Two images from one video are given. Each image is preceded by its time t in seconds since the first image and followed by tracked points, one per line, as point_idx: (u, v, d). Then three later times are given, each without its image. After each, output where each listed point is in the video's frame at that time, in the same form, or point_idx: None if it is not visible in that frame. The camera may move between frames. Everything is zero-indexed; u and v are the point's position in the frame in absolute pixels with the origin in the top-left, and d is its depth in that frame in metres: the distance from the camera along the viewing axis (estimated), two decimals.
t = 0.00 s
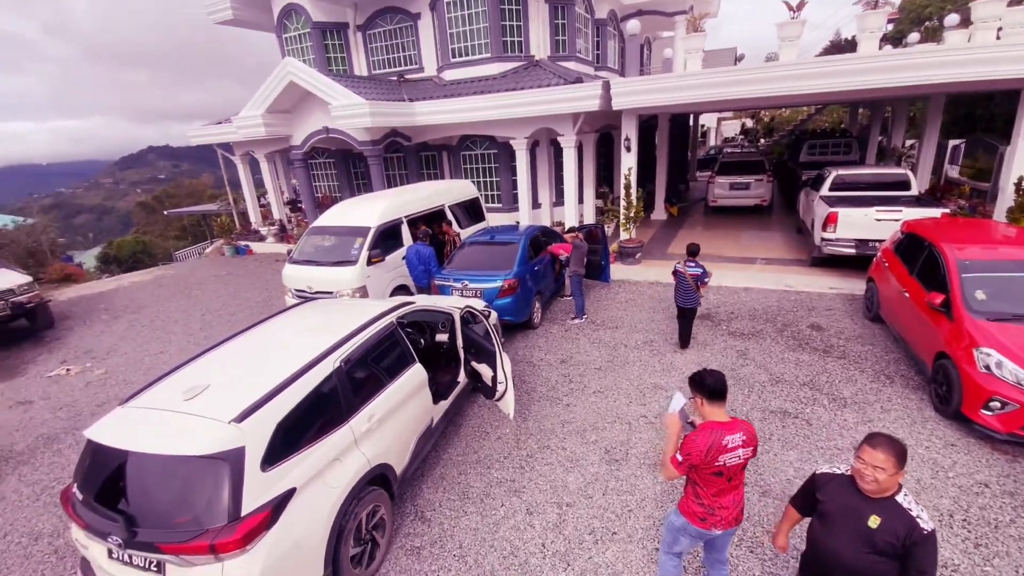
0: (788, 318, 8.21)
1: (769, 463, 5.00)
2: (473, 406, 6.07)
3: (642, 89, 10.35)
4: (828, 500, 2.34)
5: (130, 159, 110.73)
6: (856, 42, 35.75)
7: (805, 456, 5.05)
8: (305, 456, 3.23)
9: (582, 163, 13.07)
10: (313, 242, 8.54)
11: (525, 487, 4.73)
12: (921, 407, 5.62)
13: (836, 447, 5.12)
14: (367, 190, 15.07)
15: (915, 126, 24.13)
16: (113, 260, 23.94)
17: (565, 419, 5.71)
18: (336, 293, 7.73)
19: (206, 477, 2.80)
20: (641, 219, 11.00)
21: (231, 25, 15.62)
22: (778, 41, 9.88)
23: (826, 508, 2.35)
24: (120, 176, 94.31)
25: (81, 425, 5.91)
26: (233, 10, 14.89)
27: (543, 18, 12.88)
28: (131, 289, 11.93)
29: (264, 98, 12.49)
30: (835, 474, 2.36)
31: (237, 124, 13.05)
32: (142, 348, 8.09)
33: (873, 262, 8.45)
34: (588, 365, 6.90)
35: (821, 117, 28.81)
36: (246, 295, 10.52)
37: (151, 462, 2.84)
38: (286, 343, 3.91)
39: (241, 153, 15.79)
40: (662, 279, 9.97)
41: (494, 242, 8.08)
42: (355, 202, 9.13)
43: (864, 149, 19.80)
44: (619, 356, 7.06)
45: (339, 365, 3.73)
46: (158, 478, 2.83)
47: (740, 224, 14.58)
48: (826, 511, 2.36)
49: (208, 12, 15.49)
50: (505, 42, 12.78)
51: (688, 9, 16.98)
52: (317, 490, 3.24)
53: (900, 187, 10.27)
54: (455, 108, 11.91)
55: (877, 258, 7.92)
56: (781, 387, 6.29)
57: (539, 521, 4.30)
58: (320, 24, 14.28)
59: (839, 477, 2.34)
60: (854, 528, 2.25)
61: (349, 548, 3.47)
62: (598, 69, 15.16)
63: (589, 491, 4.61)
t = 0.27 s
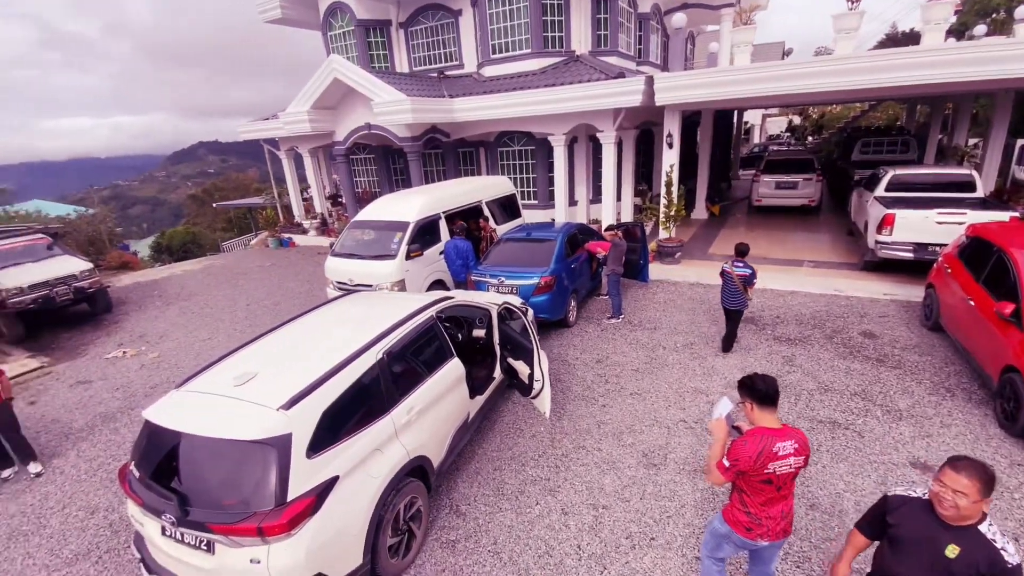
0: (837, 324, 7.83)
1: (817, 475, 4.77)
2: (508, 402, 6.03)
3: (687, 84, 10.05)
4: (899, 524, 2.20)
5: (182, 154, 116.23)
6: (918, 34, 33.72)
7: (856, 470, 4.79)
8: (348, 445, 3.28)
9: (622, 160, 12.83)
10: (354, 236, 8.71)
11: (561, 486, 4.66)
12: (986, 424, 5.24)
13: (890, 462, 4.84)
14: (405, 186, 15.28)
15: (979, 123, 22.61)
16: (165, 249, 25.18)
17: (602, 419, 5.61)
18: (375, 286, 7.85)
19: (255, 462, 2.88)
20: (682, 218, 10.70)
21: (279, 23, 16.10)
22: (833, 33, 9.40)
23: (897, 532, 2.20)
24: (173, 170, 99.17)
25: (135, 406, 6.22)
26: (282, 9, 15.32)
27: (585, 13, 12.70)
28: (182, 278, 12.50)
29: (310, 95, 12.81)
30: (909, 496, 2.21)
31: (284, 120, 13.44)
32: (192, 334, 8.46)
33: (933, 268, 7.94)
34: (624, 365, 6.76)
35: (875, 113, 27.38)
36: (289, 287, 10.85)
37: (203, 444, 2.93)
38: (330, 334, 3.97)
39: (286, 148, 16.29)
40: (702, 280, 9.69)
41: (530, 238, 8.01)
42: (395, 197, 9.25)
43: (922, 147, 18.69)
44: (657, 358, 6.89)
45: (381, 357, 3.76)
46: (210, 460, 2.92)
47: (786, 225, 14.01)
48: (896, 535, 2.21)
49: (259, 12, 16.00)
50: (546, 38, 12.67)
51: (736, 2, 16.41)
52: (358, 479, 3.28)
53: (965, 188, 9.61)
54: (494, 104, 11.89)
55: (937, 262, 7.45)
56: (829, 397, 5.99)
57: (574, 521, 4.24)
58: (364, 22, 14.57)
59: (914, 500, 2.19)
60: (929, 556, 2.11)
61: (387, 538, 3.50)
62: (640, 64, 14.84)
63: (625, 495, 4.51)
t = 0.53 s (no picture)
0: (894, 332, 7.39)
1: (872, 491, 4.50)
2: (544, 400, 5.95)
3: (736, 78, 9.65)
4: (981, 553, 2.05)
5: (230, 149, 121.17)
6: (990, 25, 31.45)
7: (915, 488, 4.50)
8: (391, 436, 3.28)
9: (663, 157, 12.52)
10: (394, 231, 8.82)
11: (598, 488, 4.56)
12: None
13: (954, 481, 4.52)
14: (443, 182, 15.40)
15: None
16: (214, 240, 26.29)
17: (641, 423, 5.47)
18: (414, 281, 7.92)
19: (303, 449, 2.92)
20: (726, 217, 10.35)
21: (326, 22, 16.49)
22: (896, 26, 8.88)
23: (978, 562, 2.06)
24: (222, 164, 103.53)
25: (186, 389, 6.50)
26: (329, 8, 15.68)
27: (629, 7, 12.45)
28: (230, 268, 13.01)
29: (354, 91, 13.06)
30: (996, 527, 2.05)
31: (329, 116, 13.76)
32: (239, 322, 8.77)
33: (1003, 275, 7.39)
34: (665, 368, 6.59)
35: (937, 110, 25.80)
36: (330, 279, 11.11)
37: (254, 430, 3.00)
38: (374, 326, 3.99)
39: (329, 144, 16.69)
40: (746, 282, 9.35)
41: (569, 236, 7.92)
42: (435, 193, 9.32)
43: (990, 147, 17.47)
44: (699, 362, 6.68)
45: (424, 351, 3.74)
46: (261, 446, 2.98)
47: (837, 227, 13.36)
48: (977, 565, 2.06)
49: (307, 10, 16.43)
50: (589, 32, 12.48)
51: None
52: (400, 471, 3.28)
53: None
54: (535, 100, 11.80)
55: (1008, 269, 6.91)
56: (885, 409, 5.66)
57: (612, 525, 4.14)
58: (408, 19, 14.73)
59: (1002, 531, 2.03)
60: None
61: (426, 530, 3.50)
62: (685, 59, 14.43)
63: (665, 501, 4.38)
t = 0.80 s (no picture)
0: (960, 344, 6.91)
1: (937, 513, 4.21)
2: (583, 401, 5.86)
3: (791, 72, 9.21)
4: None
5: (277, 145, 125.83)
6: None
7: (984, 511, 4.18)
8: (435, 431, 3.26)
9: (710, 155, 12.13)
10: (435, 226, 8.89)
11: (639, 494, 4.44)
12: None
13: None
14: (482, 178, 15.45)
15: None
16: (261, 232, 27.35)
17: (683, 429, 5.30)
18: (453, 277, 7.95)
19: (350, 439, 2.95)
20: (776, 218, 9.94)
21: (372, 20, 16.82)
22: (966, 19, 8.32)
23: None
24: (269, 159, 107.52)
25: (235, 374, 6.76)
26: (375, 6, 15.98)
27: None
28: (276, 259, 13.48)
29: (398, 88, 13.27)
30: None
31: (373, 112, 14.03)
32: (285, 312, 9.07)
33: None
34: (708, 373, 6.37)
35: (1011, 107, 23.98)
36: (371, 272, 11.34)
37: (304, 418, 3.05)
38: (418, 321, 4.01)
39: (372, 140, 17.04)
40: (796, 287, 8.94)
41: (610, 235, 7.77)
42: (476, 189, 9.34)
43: None
44: (745, 368, 6.44)
45: (467, 347, 3.71)
46: (310, 434, 3.03)
47: (895, 230, 12.62)
48: None
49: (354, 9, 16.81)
50: (635, 27, 12.25)
51: None
52: (442, 465, 3.25)
53: None
54: (578, 95, 11.66)
55: None
56: (951, 426, 5.29)
57: (653, 533, 4.02)
58: (452, 15, 14.84)
59: None
60: None
61: (464, 527, 3.48)
62: (734, 53, 13.93)
63: (709, 511, 4.23)
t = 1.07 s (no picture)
0: None
1: (1012, 543, 3.88)
2: (623, 404, 5.73)
3: (853, 67, 8.67)
4: None
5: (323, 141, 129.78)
6: None
7: None
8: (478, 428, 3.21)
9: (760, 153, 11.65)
10: (475, 223, 8.90)
11: (681, 503, 4.30)
12: None
13: None
14: (522, 175, 15.42)
15: None
16: (307, 225, 28.29)
17: (728, 438, 5.11)
18: (492, 273, 7.93)
19: (395, 431, 2.93)
20: (831, 220, 9.44)
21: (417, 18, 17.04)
22: None
23: None
24: (315, 155, 111.06)
25: (282, 362, 6.99)
26: (421, 4, 16.18)
27: None
28: (321, 252, 13.90)
29: (442, 85, 13.38)
30: None
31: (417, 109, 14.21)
32: (329, 303, 9.32)
33: None
34: (756, 381, 6.12)
35: None
36: (411, 267, 11.51)
37: (351, 409, 3.07)
38: (462, 317, 3.98)
39: (415, 136, 17.29)
40: (852, 293, 8.47)
41: (655, 234, 7.56)
42: (517, 186, 9.30)
43: None
44: (795, 377, 6.15)
45: (510, 345, 3.65)
46: (356, 426, 3.04)
47: (963, 235, 11.78)
48: None
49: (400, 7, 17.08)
50: (684, 20, 11.90)
51: None
52: (485, 463, 3.19)
53: None
54: (623, 91, 11.43)
55: None
56: None
57: (696, 544, 3.89)
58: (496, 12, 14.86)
59: None
60: None
61: (504, 525, 3.42)
62: (789, 47, 13.33)
63: (756, 525, 4.05)
